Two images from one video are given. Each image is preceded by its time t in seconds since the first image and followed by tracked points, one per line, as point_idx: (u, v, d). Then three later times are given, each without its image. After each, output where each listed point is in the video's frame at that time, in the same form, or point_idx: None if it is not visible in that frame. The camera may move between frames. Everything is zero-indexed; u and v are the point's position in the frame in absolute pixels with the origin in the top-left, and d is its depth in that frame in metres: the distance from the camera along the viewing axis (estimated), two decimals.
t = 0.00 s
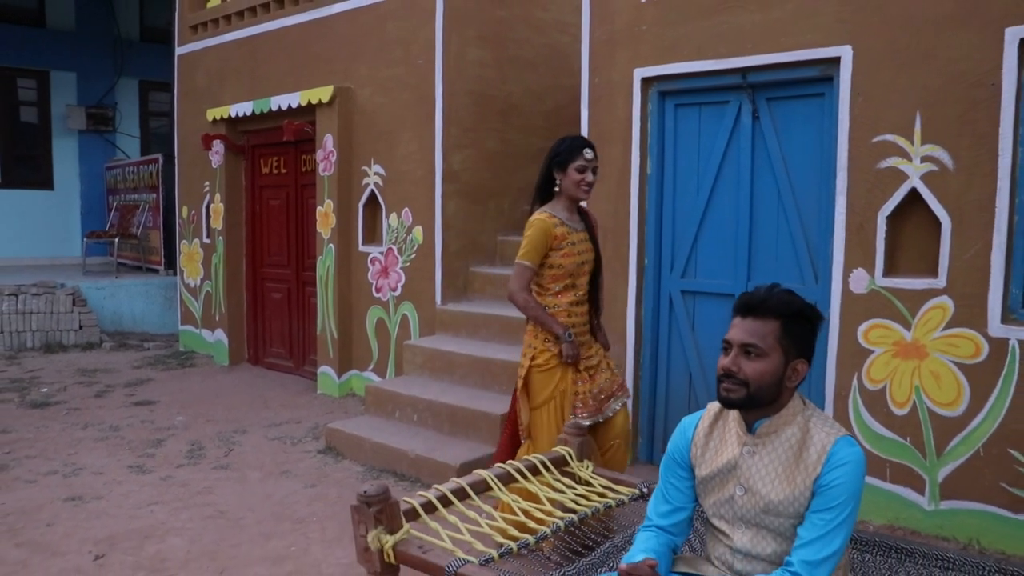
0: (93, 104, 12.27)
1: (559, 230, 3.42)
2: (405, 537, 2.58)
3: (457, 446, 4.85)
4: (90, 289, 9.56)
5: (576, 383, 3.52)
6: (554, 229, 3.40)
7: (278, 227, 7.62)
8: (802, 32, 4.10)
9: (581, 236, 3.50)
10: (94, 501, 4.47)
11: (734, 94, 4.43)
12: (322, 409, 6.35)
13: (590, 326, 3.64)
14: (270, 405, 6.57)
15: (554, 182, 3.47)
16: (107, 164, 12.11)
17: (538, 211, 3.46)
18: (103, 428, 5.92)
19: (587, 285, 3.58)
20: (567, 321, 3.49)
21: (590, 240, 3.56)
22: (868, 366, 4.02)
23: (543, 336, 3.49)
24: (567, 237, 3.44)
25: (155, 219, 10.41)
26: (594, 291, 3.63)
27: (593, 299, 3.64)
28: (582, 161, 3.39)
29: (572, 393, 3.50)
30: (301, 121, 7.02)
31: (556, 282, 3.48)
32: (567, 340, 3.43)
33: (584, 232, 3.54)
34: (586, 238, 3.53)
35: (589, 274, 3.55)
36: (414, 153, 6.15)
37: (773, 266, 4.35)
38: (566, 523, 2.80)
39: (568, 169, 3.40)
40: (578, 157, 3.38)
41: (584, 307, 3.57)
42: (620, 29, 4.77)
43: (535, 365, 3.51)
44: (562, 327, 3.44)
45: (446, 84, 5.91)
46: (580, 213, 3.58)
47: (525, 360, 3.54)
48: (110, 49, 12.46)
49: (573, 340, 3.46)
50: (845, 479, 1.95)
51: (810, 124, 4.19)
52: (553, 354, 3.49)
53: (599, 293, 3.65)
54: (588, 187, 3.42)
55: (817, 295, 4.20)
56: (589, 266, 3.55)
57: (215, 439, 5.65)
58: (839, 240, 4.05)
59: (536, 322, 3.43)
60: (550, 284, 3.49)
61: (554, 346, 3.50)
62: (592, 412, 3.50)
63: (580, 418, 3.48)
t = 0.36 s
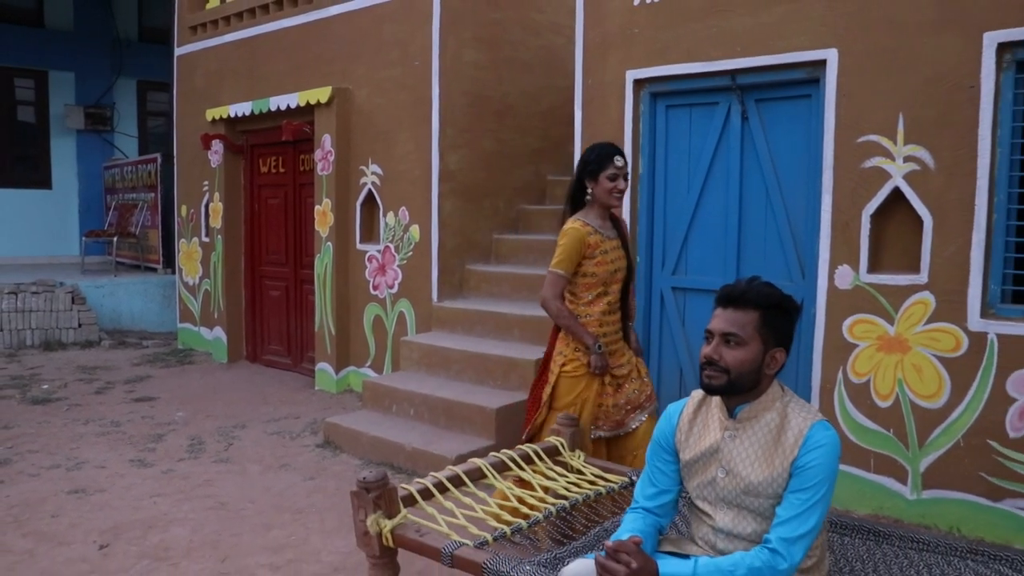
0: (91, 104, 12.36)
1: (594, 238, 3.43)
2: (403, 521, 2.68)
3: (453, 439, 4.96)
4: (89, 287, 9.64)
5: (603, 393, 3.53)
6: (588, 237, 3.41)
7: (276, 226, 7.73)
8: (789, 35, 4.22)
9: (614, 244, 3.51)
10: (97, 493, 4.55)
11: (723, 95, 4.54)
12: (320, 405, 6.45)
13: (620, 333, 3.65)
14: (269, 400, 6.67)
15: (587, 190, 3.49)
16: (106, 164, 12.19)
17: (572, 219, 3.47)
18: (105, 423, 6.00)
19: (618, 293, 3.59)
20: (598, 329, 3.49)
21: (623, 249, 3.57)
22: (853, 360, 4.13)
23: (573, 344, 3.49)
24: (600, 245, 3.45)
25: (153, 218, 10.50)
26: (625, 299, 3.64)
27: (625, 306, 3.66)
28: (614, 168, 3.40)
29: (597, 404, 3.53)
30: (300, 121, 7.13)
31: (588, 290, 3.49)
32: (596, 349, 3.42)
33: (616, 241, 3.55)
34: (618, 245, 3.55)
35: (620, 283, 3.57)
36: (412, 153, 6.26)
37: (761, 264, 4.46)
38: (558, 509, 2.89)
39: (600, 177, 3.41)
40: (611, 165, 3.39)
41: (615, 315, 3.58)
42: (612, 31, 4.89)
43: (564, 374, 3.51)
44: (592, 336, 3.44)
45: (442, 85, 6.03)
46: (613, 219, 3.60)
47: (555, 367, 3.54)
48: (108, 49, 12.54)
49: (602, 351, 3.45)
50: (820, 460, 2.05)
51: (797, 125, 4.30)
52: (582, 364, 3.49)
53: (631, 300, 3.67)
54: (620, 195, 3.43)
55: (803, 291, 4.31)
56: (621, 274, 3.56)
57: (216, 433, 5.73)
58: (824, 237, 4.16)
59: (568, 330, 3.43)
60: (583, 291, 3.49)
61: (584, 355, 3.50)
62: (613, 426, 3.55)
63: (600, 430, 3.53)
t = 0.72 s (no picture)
0: (74, 103, 12.34)
1: (610, 232, 3.45)
2: (390, 506, 2.77)
3: (437, 433, 5.06)
4: (73, 286, 9.64)
5: (627, 387, 3.50)
6: (603, 232, 3.43)
7: (261, 225, 7.79)
8: (764, 37, 4.35)
9: (633, 239, 3.51)
10: (86, 487, 4.61)
11: (702, 95, 4.68)
12: (306, 401, 6.52)
13: (642, 328, 3.62)
14: (255, 396, 6.73)
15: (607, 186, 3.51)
16: (89, 163, 12.18)
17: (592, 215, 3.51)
18: (91, 419, 6.04)
19: (639, 289, 3.58)
20: (616, 324, 3.49)
21: (645, 245, 3.56)
22: (827, 352, 4.26)
23: (592, 339, 3.51)
24: (617, 240, 3.46)
25: (138, 217, 10.51)
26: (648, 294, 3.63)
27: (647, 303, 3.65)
28: (630, 165, 3.41)
29: (623, 396, 3.49)
30: (285, 121, 7.20)
31: (605, 285, 3.50)
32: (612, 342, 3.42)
33: (638, 237, 3.54)
34: (639, 242, 3.54)
35: (640, 279, 3.55)
36: (396, 151, 6.35)
37: (738, 259, 4.59)
38: (540, 494, 3.00)
39: (618, 173, 3.42)
40: (627, 161, 3.40)
41: (635, 310, 3.56)
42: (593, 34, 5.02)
43: (586, 370, 3.52)
44: (608, 329, 3.44)
45: (426, 84, 6.12)
46: (638, 215, 3.60)
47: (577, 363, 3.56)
48: (91, 48, 12.52)
49: (619, 343, 3.44)
50: (788, 441, 2.15)
51: (773, 124, 4.44)
52: (602, 358, 3.49)
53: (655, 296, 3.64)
54: (639, 190, 3.43)
55: (779, 286, 4.44)
56: (642, 270, 3.54)
57: (202, 428, 5.79)
58: (798, 233, 4.29)
59: (583, 323, 3.46)
60: (600, 285, 3.51)
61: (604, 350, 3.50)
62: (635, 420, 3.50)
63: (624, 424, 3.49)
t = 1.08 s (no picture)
0: (50, 101, 12.28)
1: (610, 224, 3.50)
2: (374, 493, 2.85)
3: (416, 426, 5.14)
4: (51, 284, 9.61)
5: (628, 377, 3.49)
6: (603, 223, 3.49)
7: (241, 223, 7.83)
8: (736, 38, 4.48)
9: (638, 231, 3.51)
10: (69, 481, 4.63)
11: (676, 94, 4.80)
12: (286, 397, 6.57)
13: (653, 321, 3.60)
14: (235, 393, 6.77)
15: (614, 177, 3.55)
16: (65, 161, 12.11)
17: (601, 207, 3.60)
18: (72, 416, 6.06)
19: (647, 281, 3.55)
20: (616, 314, 3.53)
21: (656, 237, 3.54)
22: (798, 345, 4.39)
23: (593, 327, 3.57)
24: (618, 231, 3.49)
25: (115, 215, 10.48)
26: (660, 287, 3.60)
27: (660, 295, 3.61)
28: (636, 156, 3.43)
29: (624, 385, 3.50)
30: (265, 119, 7.24)
31: (607, 275, 3.56)
32: (605, 329, 3.47)
33: (648, 229, 3.53)
34: (648, 234, 3.53)
35: (646, 271, 3.53)
36: (375, 149, 6.41)
37: (712, 254, 4.71)
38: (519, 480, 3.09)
39: (624, 165, 3.46)
40: (630, 153, 3.43)
41: (642, 301, 3.55)
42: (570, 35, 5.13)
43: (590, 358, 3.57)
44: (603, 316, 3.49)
45: (405, 83, 6.19)
46: (651, 207, 3.58)
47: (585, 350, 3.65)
48: (66, 45, 12.45)
49: (615, 331, 3.47)
50: (756, 424, 2.25)
51: (745, 122, 4.56)
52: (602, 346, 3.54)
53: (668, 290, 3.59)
54: (645, 182, 3.46)
55: (750, 281, 4.56)
56: (647, 262, 3.52)
57: (183, 424, 5.82)
58: (769, 229, 4.42)
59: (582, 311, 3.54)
60: (604, 276, 3.57)
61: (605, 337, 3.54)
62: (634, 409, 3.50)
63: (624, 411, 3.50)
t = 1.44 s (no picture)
0: (20, 97, 12.17)
1: (611, 229, 3.48)
2: (356, 483, 2.93)
3: (394, 422, 5.21)
4: (23, 283, 9.57)
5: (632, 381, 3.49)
6: (606, 228, 3.49)
7: (217, 221, 7.84)
8: (706, 41, 4.61)
9: (641, 235, 3.45)
10: (47, 478, 4.65)
11: (649, 95, 4.92)
12: (263, 394, 6.60)
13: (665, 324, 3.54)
14: (212, 390, 6.79)
15: (620, 181, 3.53)
16: (35, 159, 11.99)
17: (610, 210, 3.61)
18: (48, 414, 6.05)
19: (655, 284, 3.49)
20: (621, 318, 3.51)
21: (662, 241, 3.46)
22: (767, 340, 4.51)
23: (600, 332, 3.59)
24: (621, 236, 3.46)
25: (88, 214, 10.42)
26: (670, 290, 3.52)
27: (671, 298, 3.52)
28: (637, 159, 3.40)
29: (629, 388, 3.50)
30: (241, 118, 7.27)
31: (614, 280, 3.54)
32: (605, 334, 3.48)
33: (653, 232, 3.47)
34: (653, 237, 3.46)
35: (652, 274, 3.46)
36: (352, 148, 6.47)
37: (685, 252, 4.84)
38: (497, 471, 3.18)
39: (627, 168, 3.44)
40: (631, 156, 3.42)
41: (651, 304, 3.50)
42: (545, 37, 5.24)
43: (599, 361, 3.62)
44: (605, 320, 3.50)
45: (382, 83, 6.25)
46: (659, 210, 3.51)
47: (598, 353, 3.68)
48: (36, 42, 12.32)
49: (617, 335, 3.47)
50: (726, 413, 2.35)
51: (717, 123, 4.69)
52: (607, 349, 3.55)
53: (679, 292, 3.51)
54: (648, 184, 3.41)
55: (721, 278, 4.69)
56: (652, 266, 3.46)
57: (161, 421, 5.84)
58: (740, 227, 4.54)
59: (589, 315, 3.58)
60: (612, 281, 3.57)
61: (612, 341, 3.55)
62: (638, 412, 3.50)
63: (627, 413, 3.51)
